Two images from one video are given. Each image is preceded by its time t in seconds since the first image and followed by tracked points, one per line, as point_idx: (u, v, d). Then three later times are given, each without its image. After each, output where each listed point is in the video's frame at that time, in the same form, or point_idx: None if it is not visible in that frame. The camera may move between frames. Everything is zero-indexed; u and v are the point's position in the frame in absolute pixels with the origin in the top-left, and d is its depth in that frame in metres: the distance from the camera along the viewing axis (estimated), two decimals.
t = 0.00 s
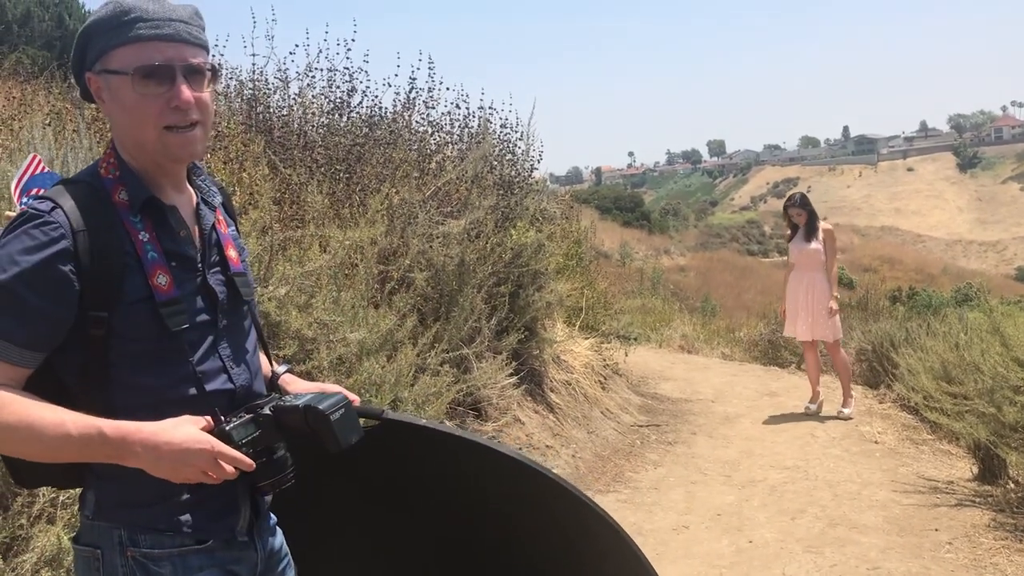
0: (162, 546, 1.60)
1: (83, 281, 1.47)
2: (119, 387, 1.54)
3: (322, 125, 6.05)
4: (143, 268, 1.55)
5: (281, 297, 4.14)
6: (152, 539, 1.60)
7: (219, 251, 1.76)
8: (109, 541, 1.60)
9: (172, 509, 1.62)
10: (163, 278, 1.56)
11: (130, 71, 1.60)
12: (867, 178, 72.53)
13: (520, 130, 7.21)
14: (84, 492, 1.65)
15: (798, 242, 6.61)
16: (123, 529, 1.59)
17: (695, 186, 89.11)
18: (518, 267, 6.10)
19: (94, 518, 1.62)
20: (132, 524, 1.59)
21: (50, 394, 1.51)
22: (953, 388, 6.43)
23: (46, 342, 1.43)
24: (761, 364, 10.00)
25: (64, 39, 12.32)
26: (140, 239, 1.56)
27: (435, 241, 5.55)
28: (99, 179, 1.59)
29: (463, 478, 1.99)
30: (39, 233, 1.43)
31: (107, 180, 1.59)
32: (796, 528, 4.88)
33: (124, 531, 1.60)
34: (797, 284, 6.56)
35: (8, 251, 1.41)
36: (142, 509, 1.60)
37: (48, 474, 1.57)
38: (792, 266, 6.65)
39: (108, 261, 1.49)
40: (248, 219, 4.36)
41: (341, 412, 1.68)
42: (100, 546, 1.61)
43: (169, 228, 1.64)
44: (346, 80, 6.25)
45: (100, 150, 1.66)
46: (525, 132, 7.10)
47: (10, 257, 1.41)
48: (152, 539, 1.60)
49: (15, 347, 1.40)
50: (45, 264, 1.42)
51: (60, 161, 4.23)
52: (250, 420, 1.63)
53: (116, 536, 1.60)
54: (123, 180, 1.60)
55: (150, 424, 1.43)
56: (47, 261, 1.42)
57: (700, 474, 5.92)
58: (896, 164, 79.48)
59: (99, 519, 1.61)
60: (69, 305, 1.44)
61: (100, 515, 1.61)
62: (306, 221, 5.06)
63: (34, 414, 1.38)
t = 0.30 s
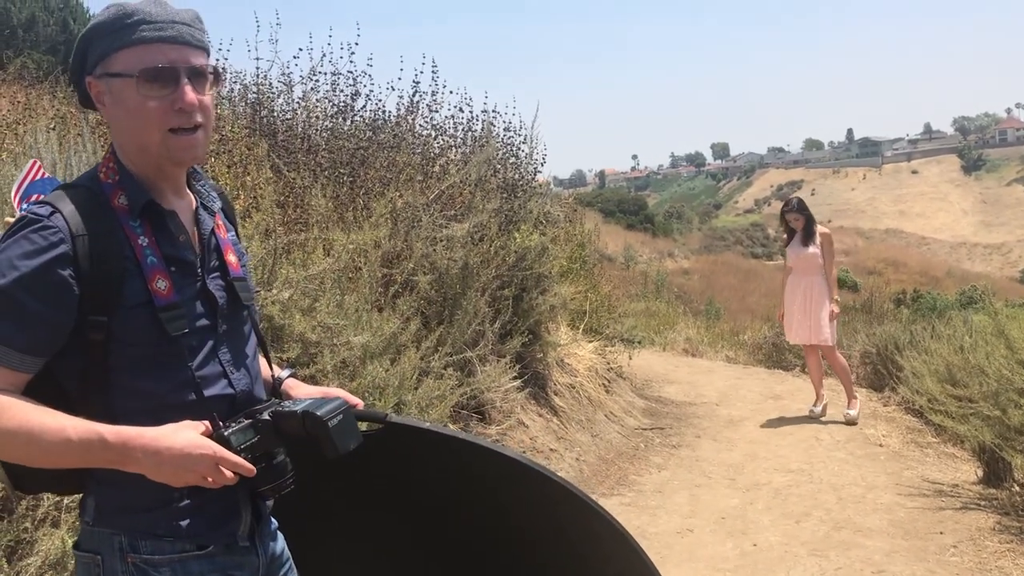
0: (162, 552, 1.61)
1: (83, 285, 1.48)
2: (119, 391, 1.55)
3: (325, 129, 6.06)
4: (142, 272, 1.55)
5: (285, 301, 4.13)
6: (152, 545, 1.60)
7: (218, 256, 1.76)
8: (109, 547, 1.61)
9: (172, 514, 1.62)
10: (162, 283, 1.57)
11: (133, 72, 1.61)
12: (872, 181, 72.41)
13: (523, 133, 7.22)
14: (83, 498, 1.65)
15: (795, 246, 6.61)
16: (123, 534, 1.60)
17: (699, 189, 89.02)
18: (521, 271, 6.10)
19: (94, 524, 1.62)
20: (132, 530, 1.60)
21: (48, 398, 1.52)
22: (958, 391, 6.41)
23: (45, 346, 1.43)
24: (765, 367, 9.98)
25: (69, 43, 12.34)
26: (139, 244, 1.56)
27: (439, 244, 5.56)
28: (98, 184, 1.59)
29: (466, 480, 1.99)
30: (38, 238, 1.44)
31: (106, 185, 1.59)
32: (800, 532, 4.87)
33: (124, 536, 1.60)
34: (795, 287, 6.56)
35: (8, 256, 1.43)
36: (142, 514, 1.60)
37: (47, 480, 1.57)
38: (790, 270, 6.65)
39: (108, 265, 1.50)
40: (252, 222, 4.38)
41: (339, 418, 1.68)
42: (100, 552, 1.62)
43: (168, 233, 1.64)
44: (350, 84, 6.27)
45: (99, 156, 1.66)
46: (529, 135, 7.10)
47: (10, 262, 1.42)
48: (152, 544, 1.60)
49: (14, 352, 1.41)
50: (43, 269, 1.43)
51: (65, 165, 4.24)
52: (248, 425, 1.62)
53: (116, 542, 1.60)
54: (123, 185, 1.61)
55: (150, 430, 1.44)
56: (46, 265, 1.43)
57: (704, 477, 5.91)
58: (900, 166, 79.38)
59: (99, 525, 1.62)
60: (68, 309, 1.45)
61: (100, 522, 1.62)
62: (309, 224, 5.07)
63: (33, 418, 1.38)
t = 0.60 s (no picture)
0: (172, 554, 1.61)
1: (88, 298, 1.46)
2: (127, 403, 1.55)
3: (329, 131, 6.08)
4: (146, 284, 1.54)
5: (289, 303, 4.14)
6: (161, 548, 1.61)
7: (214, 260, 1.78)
8: (117, 551, 1.60)
9: (178, 518, 1.63)
10: (166, 294, 1.56)
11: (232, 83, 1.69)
12: (875, 182, 72.30)
13: (526, 136, 7.22)
14: (87, 506, 1.64)
15: (794, 247, 6.62)
16: (132, 538, 1.60)
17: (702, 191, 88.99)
18: (525, 273, 6.10)
19: (101, 529, 1.62)
20: (141, 534, 1.60)
21: (54, 414, 1.52)
22: (962, 393, 6.41)
23: (52, 361, 1.43)
24: (769, 369, 9.97)
25: (73, 46, 12.37)
26: (142, 254, 1.55)
27: (442, 246, 5.56)
28: (98, 192, 1.56)
29: (472, 479, 1.99)
30: (43, 251, 1.42)
31: (106, 194, 1.57)
32: (804, 534, 4.87)
33: (132, 540, 1.60)
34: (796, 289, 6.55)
35: (12, 269, 1.41)
36: (149, 518, 1.61)
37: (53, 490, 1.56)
38: (791, 271, 6.65)
39: (112, 276, 1.49)
40: (256, 225, 4.40)
41: (345, 428, 1.68)
42: (108, 557, 1.61)
43: (170, 241, 1.65)
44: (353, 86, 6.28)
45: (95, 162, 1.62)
46: (532, 137, 7.11)
47: (15, 276, 1.40)
48: (162, 547, 1.61)
49: (24, 368, 1.40)
50: (46, 284, 1.41)
51: (69, 168, 4.25)
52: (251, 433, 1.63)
53: (125, 546, 1.60)
54: (124, 194, 1.58)
55: (160, 446, 1.44)
56: (49, 280, 1.41)
57: (708, 479, 5.91)
58: (904, 168, 79.28)
59: (105, 531, 1.61)
60: (74, 324, 1.44)
61: (107, 527, 1.61)
62: (313, 227, 5.08)
63: (44, 437, 1.39)
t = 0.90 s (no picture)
0: (181, 553, 1.62)
1: (94, 296, 1.48)
2: (132, 401, 1.55)
3: (331, 132, 6.09)
4: (148, 279, 1.56)
5: (292, 304, 4.14)
6: (171, 546, 1.61)
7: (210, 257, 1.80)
8: (126, 552, 1.59)
9: (185, 517, 1.63)
10: (168, 290, 1.59)
11: (148, 78, 1.63)
12: (877, 183, 72.23)
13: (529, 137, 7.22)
14: (90, 509, 1.62)
15: (796, 249, 6.62)
16: (141, 538, 1.59)
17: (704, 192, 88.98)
18: (527, 274, 6.11)
19: (107, 531, 1.60)
20: (151, 533, 1.59)
21: (57, 415, 1.51)
22: (965, 394, 6.40)
23: (56, 361, 1.42)
24: (771, 370, 9.97)
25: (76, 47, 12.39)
26: (141, 251, 1.58)
27: (445, 247, 5.56)
28: (95, 191, 1.59)
29: (480, 477, 2.00)
30: (51, 249, 1.43)
31: (104, 193, 1.59)
32: (807, 536, 4.86)
33: (142, 540, 1.59)
34: (798, 290, 6.56)
35: (19, 267, 1.41)
36: (157, 518, 1.60)
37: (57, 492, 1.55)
38: (793, 273, 6.65)
39: (117, 274, 1.51)
40: (258, 225, 4.41)
41: (355, 426, 1.68)
42: (115, 558, 1.59)
43: (169, 239, 1.67)
44: (355, 87, 6.29)
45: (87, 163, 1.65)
46: (534, 138, 7.11)
47: (22, 274, 1.40)
48: (172, 546, 1.61)
49: (30, 367, 1.40)
50: (55, 282, 1.41)
51: (72, 168, 4.25)
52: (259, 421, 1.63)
53: (134, 545, 1.59)
54: (120, 192, 1.61)
55: (168, 445, 1.44)
56: (58, 278, 1.42)
57: (710, 480, 5.90)
58: (905, 169, 79.21)
59: (111, 532, 1.60)
60: (82, 321, 1.45)
61: (114, 528, 1.60)
62: (316, 228, 5.08)
63: (53, 440, 1.37)
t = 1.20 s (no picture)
0: (161, 550, 1.62)
1: (62, 289, 1.48)
2: (105, 395, 1.56)
3: (334, 132, 6.09)
4: (118, 270, 1.56)
5: (294, 304, 4.14)
6: (151, 543, 1.61)
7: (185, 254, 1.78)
8: (107, 550, 1.59)
9: (165, 515, 1.62)
10: (139, 279, 1.58)
11: (88, 77, 1.62)
12: (879, 184, 72.17)
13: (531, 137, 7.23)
14: (71, 505, 1.63)
15: (800, 250, 6.61)
16: (121, 536, 1.59)
17: (706, 193, 88.93)
18: (529, 274, 6.11)
19: (88, 529, 1.60)
20: (131, 531, 1.59)
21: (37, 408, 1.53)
22: (967, 395, 6.40)
23: (34, 357, 1.44)
24: (774, 371, 9.96)
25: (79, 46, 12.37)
26: (112, 243, 1.57)
27: (447, 248, 5.56)
28: (66, 188, 1.59)
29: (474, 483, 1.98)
30: (17, 244, 1.44)
31: (75, 189, 1.59)
32: (809, 537, 4.86)
33: (122, 538, 1.59)
34: (801, 292, 6.57)
35: None
36: (136, 516, 1.60)
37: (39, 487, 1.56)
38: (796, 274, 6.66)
39: (85, 268, 1.51)
40: (260, 226, 4.41)
41: (315, 413, 1.67)
42: (97, 557, 1.59)
43: (140, 233, 1.66)
44: (357, 88, 6.29)
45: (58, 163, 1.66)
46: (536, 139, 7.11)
47: None
48: (152, 543, 1.61)
49: (11, 363, 1.42)
50: (23, 277, 1.42)
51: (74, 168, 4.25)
52: (239, 400, 1.62)
53: (114, 544, 1.59)
54: (91, 188, 1.61)
55: (143, 431, 1.44)
56: (25, 272, 1.43)
57: (712, 482, 5.90)
58: (907, 169, 79.19)
59: (91, 530, 1.60)
60: (50, 315, 1.45)
61: (94, 527, 1.60)
62: (318, 228, 5.08)
63: (30, 429, 1.39)
